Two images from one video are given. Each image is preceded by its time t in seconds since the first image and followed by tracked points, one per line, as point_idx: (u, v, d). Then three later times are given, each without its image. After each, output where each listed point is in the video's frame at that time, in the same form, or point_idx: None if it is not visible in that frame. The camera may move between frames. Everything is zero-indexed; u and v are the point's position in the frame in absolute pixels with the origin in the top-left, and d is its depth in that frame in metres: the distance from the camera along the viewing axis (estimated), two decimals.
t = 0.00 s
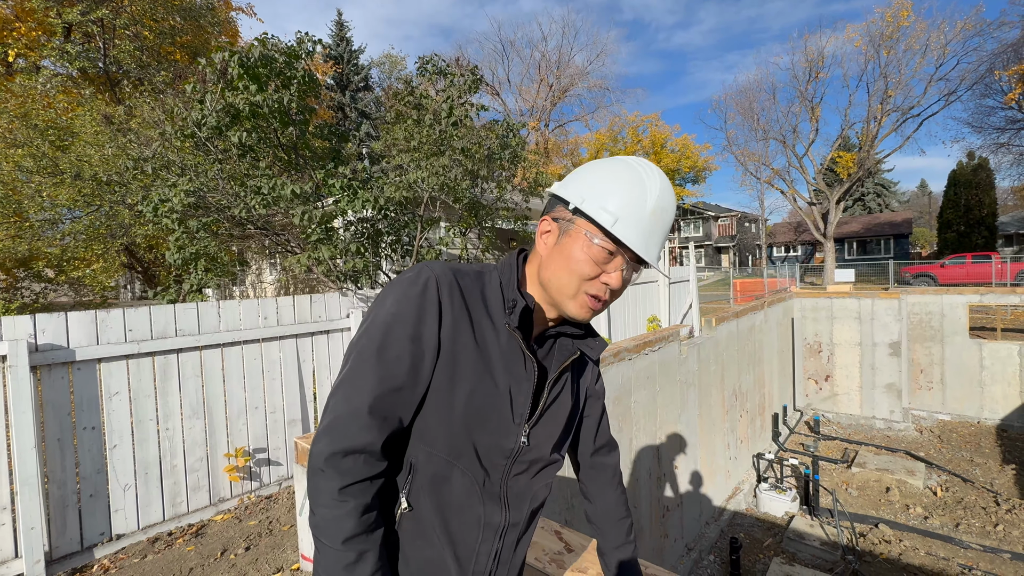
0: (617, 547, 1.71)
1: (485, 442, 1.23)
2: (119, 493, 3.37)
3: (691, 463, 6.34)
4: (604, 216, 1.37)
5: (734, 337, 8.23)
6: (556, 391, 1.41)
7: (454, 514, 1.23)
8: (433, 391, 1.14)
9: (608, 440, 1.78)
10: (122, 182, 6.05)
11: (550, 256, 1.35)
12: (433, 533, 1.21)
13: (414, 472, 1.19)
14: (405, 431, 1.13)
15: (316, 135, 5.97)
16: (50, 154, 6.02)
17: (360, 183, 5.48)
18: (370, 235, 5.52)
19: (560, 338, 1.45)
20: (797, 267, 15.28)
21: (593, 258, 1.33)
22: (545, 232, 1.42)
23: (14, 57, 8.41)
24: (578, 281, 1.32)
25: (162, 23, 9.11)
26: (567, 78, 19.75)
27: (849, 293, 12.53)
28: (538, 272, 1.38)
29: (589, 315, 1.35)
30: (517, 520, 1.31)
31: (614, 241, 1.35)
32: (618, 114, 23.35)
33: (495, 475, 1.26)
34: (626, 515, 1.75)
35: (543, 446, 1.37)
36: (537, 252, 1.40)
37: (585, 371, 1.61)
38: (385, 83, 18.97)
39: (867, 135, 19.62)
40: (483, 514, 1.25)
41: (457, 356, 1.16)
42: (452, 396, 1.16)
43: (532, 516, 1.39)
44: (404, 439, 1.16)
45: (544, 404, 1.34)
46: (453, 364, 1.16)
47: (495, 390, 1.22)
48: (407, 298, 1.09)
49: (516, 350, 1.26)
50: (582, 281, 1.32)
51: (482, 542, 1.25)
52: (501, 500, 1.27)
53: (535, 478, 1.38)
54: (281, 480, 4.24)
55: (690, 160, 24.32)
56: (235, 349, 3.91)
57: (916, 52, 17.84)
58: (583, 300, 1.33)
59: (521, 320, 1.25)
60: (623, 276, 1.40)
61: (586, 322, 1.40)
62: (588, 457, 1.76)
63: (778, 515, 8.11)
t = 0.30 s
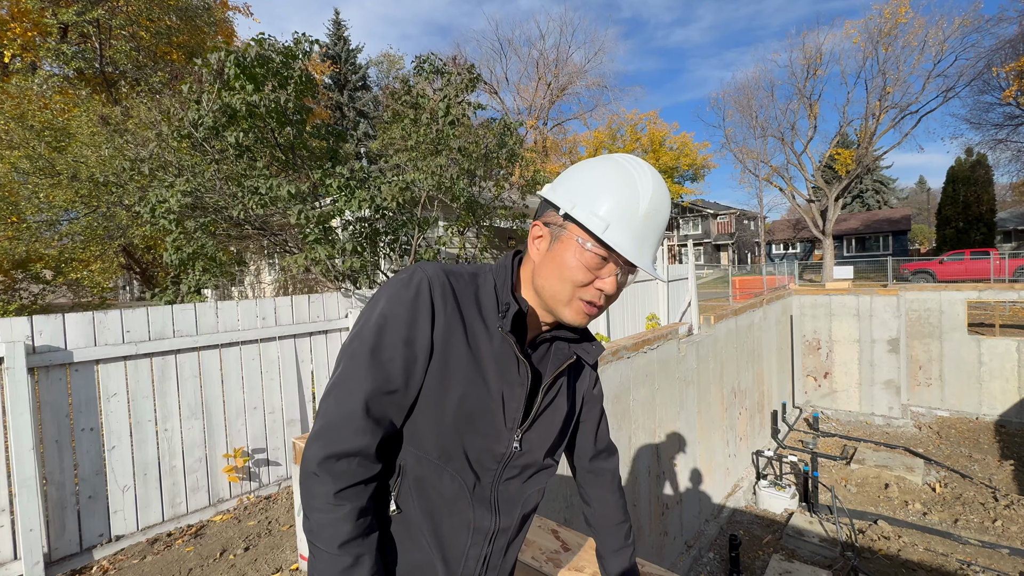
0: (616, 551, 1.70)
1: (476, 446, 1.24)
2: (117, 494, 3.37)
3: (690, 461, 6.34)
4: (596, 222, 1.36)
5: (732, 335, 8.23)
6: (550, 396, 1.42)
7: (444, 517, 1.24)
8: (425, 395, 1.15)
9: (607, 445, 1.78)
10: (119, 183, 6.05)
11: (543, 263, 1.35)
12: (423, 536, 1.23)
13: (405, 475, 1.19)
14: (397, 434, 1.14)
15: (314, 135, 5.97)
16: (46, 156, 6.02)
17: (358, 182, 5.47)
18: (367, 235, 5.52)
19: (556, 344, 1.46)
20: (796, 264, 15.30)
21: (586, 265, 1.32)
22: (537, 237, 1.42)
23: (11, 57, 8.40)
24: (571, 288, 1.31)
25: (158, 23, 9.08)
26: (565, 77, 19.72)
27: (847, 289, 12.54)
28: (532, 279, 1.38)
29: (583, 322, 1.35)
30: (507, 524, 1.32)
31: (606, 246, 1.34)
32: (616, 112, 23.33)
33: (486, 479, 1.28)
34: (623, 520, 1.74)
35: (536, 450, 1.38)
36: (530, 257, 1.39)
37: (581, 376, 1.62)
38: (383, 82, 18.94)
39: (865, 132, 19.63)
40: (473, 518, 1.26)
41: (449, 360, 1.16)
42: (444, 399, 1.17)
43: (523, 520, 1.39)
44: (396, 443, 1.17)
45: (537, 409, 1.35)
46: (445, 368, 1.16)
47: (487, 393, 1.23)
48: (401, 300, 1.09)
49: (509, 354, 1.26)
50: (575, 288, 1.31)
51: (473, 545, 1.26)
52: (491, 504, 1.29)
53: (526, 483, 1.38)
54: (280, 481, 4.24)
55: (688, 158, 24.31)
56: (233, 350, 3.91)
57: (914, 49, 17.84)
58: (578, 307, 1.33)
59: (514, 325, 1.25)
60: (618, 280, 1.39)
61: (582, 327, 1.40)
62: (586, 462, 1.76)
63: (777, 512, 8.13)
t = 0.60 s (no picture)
0: (619, 550, 1.69)
1: (476, 447, 1.23)
2: (117, 495, 3.36)
3: (690, 459, 6.33)
4: (602, 220, 1.35)
5: (733, 332, 8.23)
6: (552, 396, 1.41)
7: (443, 517, 1.23)
8: (424, 395, 1.14)
9: (611, 445, 1.77)
10: (117, 183, 6.05)
11: (547, 261, 1.34)
12: (421, 537, 1.22)
13: (403, 476, 1.18)
14: (396, 434, 1.13)
15: (312, 134, 5.95)
16: (44, 156, 6.03)
17: (356, 181, 5.44)
18: (366, 234, 5.52)
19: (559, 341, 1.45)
20: (796, 261, 15.28)
21: (591, 263, 1.30)
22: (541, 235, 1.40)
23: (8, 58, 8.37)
24: (577, 287, 1.29)
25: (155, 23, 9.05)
26: (564, 75, 19.67)
27: (847, 286, 12.52)
28: (535, 277, 1.36)
29: (588, 321, 1.33)
30: (507, 525, 1.31)
31: (611, 245, 1.33)
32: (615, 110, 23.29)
33: (486, 480, 1.27)
34: (627, 519, 1.73)
35: (537, 451, 1.37)
36: (534, 255, 1.38)
37: (585, 375, 1.60)
38: (382, 81, 18.91)
39: (864, 128, 19.61)
40: (472, 519, 1.25)
41: (449, 360, 1.15)
42: (443, 400, 1.16)
43: (524, 521, 1.38)
44: (395, 443, 1.15)
45: (539, 409, 1.34)
46: (445, 368, 1.15)
47: (487, 394, 1.22)
48: (401, 298, 1.08)
49: (510, 354, 1.25)
50: (581, 287, 1.30)
51: (472, 545, 1.25)
52: (491, 504, 1.28)
53: (526, 483, 1.37)
54: (280, 481, 4.23)
55: (688, 156, 24.28)
56: (233, 350, 3.90)
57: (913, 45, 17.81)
58: (582, 306, 1.31)
59: (515, 324, 1.24)
60: (623, 278, 1.37)
61: (586, 327, 1.38)
62: (590, 462, 1.75)
63: (779, 510, 8.13)
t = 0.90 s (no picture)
0: (620, 547, 1.69)
1: (476, 446, 1.23)
2: (119, 495, 3.36)
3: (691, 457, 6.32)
4: (605, 223, 1.34)
5: (733, 331, 8.21)
6: (552, 395, 1.41)
7: (443, 516, 1.23)
8: (424, 393, 1.14)
9: (612, 442, 1.77)
10: (116, 183, 6.04)
11: (549, 263, 1.34)
12: (421, 535, 1.22)
13: (403, 474, 1.18)
14: (396, 433, 1.13)
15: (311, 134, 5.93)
16: (44, 156, 6.03)
17: (356, 181, 5.43)
18: (366, 233, 5.50)
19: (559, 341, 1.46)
20: (796, 259, 15.28)
21: (593, 265, 1.31)
22: (543, 235, 1.40)
23: (7, 59, 8.38)
24: (579, 290, 1.30)
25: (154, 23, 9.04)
26: (563, 74, 19.65)
27: (847, 284, 12.51)
28: (537, 278, 1.37)
29: (590, 323, 1.34)
30: (508, 523, 1.31)
31: (614, 248, 1.33)
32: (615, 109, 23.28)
33: (486, 479, 1.27)
34: (628, 516, 1.73)
35: (537, 449, 1.36)
36: (536, 256, 1.38)
37: (586, 372, 1.59)
38: (381, 81, 18.90)
39: (864, 126, 19.59)
40: (472, 518, 1.25)
41: (450, 360, 1.15)
42: (444, 399, 1.15)
43: (524, 519, 1.38)
44: (396, 442, 1.15)
45: (538, 409, 1.33)
46: (445, 367, 1.14)
47: (487, 393, 1.21)
48: (402, 297, 1.08)
49: (510, 353, 1.24)
50: (582, 290, 1.30)
51: (472, 543, 1.24)
52: (490, 503, 1.28)
53: (527, 482, 1.37)
54: (282, 480, 4.23)
55: (688, 154, 24.26)
56: (233, 350, 3.89)
57: (913, 42, 17.78)
58: (585, 308, 1.32)
59: (515, 323, 1.24)
60: (625, 280, 1.37)
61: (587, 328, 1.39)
62: (591, 459, 1.75)
63: (780, 507, 8.13)
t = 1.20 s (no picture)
0: (617, 544, 1.69)
1: (475, 444, 1.24)
2: (120, 496, 3.37)
3: (691, 457, 6.32)
4: (588, 212, 1.35)
5: (733, 331, 8.20)
6: (547, 389, 1.41)
7: (445, 515, 1.23)
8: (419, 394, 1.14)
9: (606, 436, 1.77)
10: (116, 185, 6.05)
11: (535, 255, 1.34)
12: (426, 536, 1.21)
13: (404, 477, 1.18)
14: (394, 436, 1.13)
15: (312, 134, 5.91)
16: (43, 158, 6.05)
17: (356, 182, 5.43)
18: (367, 234, 5.49)
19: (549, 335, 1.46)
20: (796, 259, 15.28)
21: (579, 254, 1.32)
22: (526, 229, 1.40)
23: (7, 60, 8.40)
24: (567, 279, 1.31)
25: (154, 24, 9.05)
26: (563, 74, 19.65)
27: (848, 284, 12.51)
28: (524, 272, 1.37)
29: (580, 311, 1.35)
30: (510, 520, 1.31)
31: (598, 235, 1.34)
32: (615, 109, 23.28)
33: (486, 476, 1.27)
34: (622, 512, 1.74)
35: (536, 444, 1.37)
36: (521, 250, 1.39)
37: (577, 367, 1.60)
38: (381, 81, 18.92)
39: (864, 125, 19.56)
40: (474, 515, 1.25)
41: (443, 360, 1.15)
42: (440, 398, 1.16)
43: (526, 515, 1.38)
44: (394, 445, 1.15)
45: (534, 402, 1.34)
46: (439, 366, 1.15)
47: (482, 390, 1.21)
48: (390, 299, 1.08)
49: (502, 349, 1.25)
50: (571, 278, 1.31)
51: (476, 541, 1.25)
52: (492, 500, 1.28)
53: (527, 473, 1.38)
54: (283, 481, 4.24)
55: (688, 154, 24.24)
56: (234, 350, 3.89)
57: (913, 41, 17.77)
58: (574, 297, 1.33)
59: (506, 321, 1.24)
60: (611, 266, 1.39)
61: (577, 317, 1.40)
62: (586, 453, 1.74)
63: (780, 507, 8.13)
